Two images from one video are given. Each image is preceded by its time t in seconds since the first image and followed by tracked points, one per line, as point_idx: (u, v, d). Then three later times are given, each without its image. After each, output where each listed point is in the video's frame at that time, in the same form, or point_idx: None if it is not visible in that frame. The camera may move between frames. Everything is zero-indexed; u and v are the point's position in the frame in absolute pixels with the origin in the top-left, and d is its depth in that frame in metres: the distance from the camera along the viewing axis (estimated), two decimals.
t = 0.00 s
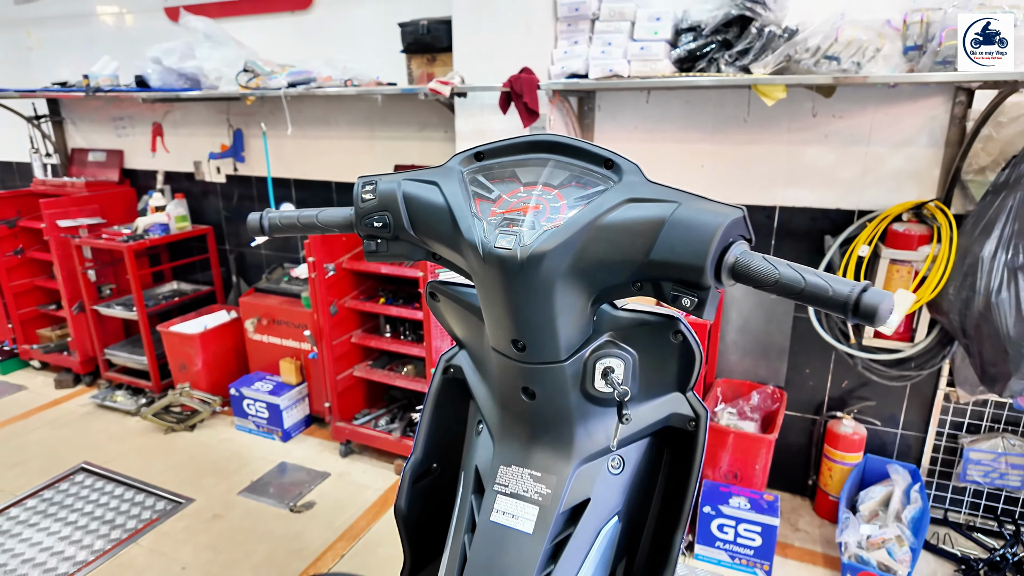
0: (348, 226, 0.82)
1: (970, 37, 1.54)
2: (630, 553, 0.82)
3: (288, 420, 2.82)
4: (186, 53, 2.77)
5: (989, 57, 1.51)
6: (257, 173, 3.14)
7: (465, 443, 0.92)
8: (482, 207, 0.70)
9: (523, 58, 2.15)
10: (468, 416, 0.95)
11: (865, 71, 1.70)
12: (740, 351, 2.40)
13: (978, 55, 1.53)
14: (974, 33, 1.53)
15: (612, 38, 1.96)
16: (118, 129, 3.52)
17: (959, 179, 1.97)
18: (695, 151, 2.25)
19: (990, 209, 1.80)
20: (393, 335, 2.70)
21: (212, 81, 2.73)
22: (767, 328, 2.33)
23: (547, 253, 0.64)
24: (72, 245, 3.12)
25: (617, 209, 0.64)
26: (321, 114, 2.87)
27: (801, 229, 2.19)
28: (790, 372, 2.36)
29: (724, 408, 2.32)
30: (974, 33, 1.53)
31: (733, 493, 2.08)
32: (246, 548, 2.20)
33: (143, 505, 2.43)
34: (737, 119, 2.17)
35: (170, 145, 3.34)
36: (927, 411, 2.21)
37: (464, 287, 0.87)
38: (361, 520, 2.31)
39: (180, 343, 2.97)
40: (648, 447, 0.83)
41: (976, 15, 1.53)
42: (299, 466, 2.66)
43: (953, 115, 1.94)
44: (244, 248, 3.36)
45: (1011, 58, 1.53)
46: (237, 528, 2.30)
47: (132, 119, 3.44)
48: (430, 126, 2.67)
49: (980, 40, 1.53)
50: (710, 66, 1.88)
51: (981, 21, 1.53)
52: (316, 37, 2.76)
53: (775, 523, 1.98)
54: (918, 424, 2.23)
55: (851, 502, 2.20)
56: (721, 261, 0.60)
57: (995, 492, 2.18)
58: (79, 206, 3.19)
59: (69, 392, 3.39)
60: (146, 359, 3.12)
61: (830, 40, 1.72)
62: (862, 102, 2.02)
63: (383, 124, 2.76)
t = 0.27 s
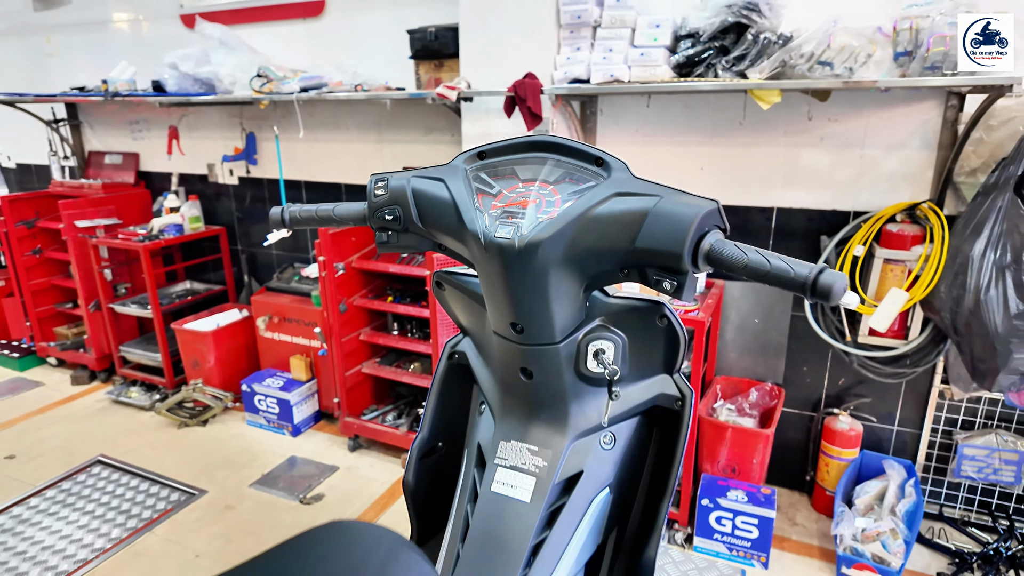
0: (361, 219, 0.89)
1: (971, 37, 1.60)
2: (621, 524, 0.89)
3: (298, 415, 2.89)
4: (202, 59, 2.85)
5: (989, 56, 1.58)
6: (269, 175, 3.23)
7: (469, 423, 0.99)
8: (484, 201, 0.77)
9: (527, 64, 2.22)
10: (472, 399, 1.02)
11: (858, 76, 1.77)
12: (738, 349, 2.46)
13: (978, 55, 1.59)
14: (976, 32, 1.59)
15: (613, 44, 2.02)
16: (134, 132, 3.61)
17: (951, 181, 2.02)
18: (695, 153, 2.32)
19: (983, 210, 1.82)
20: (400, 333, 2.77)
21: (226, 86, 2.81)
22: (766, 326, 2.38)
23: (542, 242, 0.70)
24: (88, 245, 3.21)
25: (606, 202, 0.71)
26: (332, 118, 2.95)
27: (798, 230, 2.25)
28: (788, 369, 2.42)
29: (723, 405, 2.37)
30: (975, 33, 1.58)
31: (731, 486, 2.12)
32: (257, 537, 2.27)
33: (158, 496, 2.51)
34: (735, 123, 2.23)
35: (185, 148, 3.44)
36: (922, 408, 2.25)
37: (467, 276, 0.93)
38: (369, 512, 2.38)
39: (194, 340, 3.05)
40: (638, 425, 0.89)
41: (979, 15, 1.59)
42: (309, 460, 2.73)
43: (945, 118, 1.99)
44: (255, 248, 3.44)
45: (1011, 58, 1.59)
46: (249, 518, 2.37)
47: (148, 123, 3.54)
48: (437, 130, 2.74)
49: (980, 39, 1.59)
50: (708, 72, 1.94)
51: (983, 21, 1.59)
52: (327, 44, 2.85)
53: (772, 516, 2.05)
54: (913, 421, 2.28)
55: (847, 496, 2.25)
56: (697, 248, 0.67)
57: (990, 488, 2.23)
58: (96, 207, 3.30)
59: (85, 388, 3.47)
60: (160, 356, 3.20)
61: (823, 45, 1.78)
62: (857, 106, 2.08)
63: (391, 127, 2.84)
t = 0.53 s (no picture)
0: (374, 209, 0.98)
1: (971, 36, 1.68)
2: (610, 490, 0.97)
3: (312, 407, 2.99)
4: (222, 64, 2.97)
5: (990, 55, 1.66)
6: (286, 176, 3.34)
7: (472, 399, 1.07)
8: (485, 192, 0.86)
9: (533, 68, 2.31)
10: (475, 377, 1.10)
11: (850, 80, 1.83)
12: (738, 345, 2.53)
13: (982, 52, 1.65)
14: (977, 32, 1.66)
15: (616, 49, 2.13)
16: (156, 135, 3.74)
17: (944, 181, 2.07)
18: (695, 155, 2.40)
19: (974, 209, 1.87)
20: (411, 328, 2.87)
21: (245, 90, 2.93)
22: (765, 323, 2.45)
23: (534, 227, 0.79)
24: (112, 243, 3.34)
25: (592, 193, 0.79)
26: (346, 121, 3.06)
27: (796, 229, 2.32)
28: (787, 365, 2.48)
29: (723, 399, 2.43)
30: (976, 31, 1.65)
31: (729, 476, 2.19)
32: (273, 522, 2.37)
33: (178, 483, 2.61)
34: (735, 125, 2.30)
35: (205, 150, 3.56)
36: (917, 403, 2.31)
37: (470, 263, 1.02)
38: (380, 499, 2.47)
39: (213, 335, 3.17)
40: (626, 399, 0.97)
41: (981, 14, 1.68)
42: (322, 450, 2.83)
43: (937, 121, 2.05)
44: (272, 247, 3.56)
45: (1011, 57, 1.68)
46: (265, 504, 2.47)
47: (169, 125, 3.67)
48: (447, 132, 2.84)
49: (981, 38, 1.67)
50: (707, 75, 2.02)
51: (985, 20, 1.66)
52: (342, 50, 2.96)
53: (768, 506, 2.12)
54: (909, 416, 2.34)
55: (843, 488, 2.31)
56: (671, 232, 0.75)
57: (984, 482, 2.28)
58: (120, 207, 3.43)
59: (107, 381, 3.60)
60: (180, 350, 3.32)
61: (816, 50, 1.85)
62: (852, 109, 2.15)
63: (403, 130, 2.94)
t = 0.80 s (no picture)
0: (387, 201, 1.09)
1: (975, 36, 1.95)
2: (597, 456, 1.07)
3: (330, 398, 3.12)
4: (248, 70, 3.11)
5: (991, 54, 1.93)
6: (307, 177, 3.49)
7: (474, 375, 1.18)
8: (484, 185, 0.96)
9: (542, 74, 2.42)
10: (478, 356, 1.21)
11: (844, 84, 1.91)
12: (740, 341, 2.61)
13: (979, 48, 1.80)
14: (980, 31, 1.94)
15: (620, 55, 2.23)
16: (184, 137, 3.91)
17: (939, 182, 2.14)
18: (698, 156, 2.49)
19: (965, 207, 1.94)
20: (424, 322, 2.99)
21: (269, 94, 3.07)
22: (765, 319, 2.53)
23: (526, 215, 0.90)
24: (142, 240, 3.50)
25: (577, 185, 0.90)
26: (365, 124, 3.20)
27: (796, 228, 2.40)
28: (787, 361, 2.56)
29: (724, 392, 2.52)
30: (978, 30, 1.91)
31: (728, 466, 2.27)
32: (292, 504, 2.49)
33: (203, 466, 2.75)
34: (737, 127, 2.39)
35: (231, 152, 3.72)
36: (914, 397, 2.37)
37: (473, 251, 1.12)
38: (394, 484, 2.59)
39: (237, 328, 3.32)
40: (613, 374, 1.07)
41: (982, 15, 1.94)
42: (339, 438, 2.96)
43: (932, 123, 2.12)
44: (293, 245, 3.71)
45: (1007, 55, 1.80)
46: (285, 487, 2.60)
47: (197, 128, 3.84)
48: (461, 135, 2.96)
49: (983, 39, 1.94)
50: (707, 80, 2.11)
51: (987, 21, 1.94)
52: (362, 56, 3.09)
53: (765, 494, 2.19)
54: (906, 411, 2.40)
55: (840, 480, 2.38)
56: (645, 220, 0.85)
57: (980, 476, 2.33)
58: (150, 205, 3.59)
59: (135, 371, 3.77)
60: (205, 342, 3.47)
61: (811, 56, 1.93)
62: (849, 112, 2.23)
63: (418, 133, 3.06)
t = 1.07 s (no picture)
0: (408, 193, 1.21)
1: (973, 37, 1.95)
2: (596, 425, 1.17)
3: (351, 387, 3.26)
4: (277, 73, 3.26)
5: (990, 55, 1.94)
6: (332, 176, 3.64)
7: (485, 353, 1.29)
8: (494, 178, 1.08)
9: (556, 77, 2.52)
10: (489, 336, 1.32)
11: (845, 86, 1.99)
12: (747, 336, 2.69)
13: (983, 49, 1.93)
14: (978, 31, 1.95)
15: (631, 59, 2.32)
16: (215, 138, 4.09)
17: (940, 181, 2.19)
18: (707, 156, 2.58)
19: (964, 206, 2.00)
20: (442, 316, 3.11)
21: (297, 97, 3.22)
22: (772, 314, 2.61)
23: (530, 205, 1.01)
24: (176, 236, 3.68)
25: (576, 178, 1.00)
26: (387, 125, 3.33)
27: (801, 226, 2.47)
28: (793, 355, 2.63)
29: (731, 385, 2.59)
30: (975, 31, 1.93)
31: (733, 455, 2.35)
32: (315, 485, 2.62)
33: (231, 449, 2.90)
34: (744, 128, 2.47)
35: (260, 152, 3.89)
36: (918, 392, 2.43)
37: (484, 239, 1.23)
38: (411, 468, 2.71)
39: (264, 320, 3.47)
40: (611, 352, 1.17)
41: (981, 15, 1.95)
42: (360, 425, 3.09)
43: (935, 124, 2.19)
44: (317, 242, 3.86)
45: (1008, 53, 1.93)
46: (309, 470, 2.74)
47: (227, 130, 4.01)
48: (479, 136, 3.08)
49: (982, 39, 1.95)
50: (714, 83, 2.20)
51: (986, 21, 1.94)
52: (385, 61, 3.23)
53: (768, 482, 2.27)
54: (909, 405, 2.46)
55: (843, 471, 2.44)
56: (635, 208, 0.96)
57: (983, 469, 2.38)
58: (182, 203, 3.76)
59: (167, 361, 3.95)
60: (233, 333, 3.63)
61: (812, 59, 2.03)
62: (853, 113, 2.30)
63: (438, 134, 3.19)
